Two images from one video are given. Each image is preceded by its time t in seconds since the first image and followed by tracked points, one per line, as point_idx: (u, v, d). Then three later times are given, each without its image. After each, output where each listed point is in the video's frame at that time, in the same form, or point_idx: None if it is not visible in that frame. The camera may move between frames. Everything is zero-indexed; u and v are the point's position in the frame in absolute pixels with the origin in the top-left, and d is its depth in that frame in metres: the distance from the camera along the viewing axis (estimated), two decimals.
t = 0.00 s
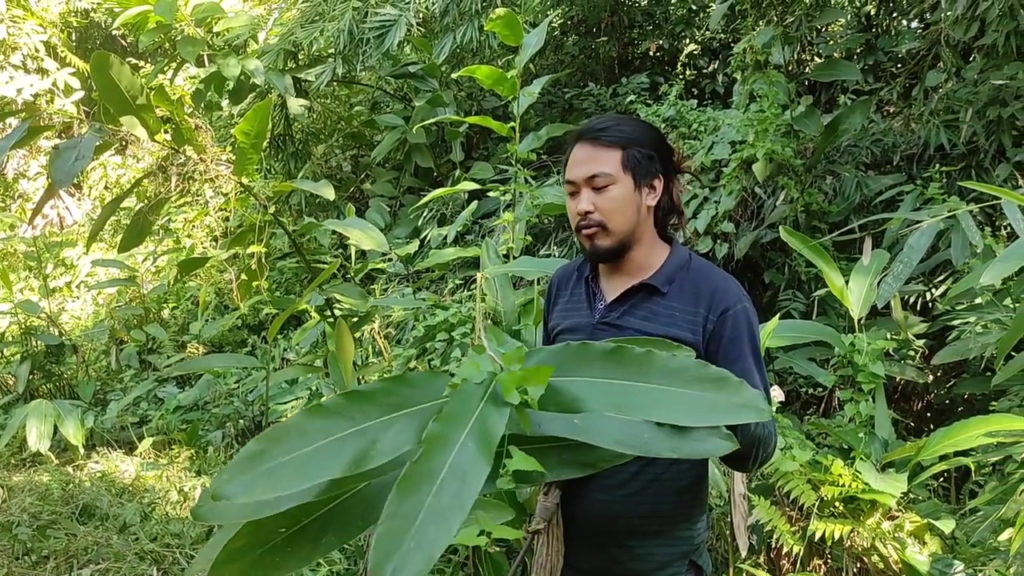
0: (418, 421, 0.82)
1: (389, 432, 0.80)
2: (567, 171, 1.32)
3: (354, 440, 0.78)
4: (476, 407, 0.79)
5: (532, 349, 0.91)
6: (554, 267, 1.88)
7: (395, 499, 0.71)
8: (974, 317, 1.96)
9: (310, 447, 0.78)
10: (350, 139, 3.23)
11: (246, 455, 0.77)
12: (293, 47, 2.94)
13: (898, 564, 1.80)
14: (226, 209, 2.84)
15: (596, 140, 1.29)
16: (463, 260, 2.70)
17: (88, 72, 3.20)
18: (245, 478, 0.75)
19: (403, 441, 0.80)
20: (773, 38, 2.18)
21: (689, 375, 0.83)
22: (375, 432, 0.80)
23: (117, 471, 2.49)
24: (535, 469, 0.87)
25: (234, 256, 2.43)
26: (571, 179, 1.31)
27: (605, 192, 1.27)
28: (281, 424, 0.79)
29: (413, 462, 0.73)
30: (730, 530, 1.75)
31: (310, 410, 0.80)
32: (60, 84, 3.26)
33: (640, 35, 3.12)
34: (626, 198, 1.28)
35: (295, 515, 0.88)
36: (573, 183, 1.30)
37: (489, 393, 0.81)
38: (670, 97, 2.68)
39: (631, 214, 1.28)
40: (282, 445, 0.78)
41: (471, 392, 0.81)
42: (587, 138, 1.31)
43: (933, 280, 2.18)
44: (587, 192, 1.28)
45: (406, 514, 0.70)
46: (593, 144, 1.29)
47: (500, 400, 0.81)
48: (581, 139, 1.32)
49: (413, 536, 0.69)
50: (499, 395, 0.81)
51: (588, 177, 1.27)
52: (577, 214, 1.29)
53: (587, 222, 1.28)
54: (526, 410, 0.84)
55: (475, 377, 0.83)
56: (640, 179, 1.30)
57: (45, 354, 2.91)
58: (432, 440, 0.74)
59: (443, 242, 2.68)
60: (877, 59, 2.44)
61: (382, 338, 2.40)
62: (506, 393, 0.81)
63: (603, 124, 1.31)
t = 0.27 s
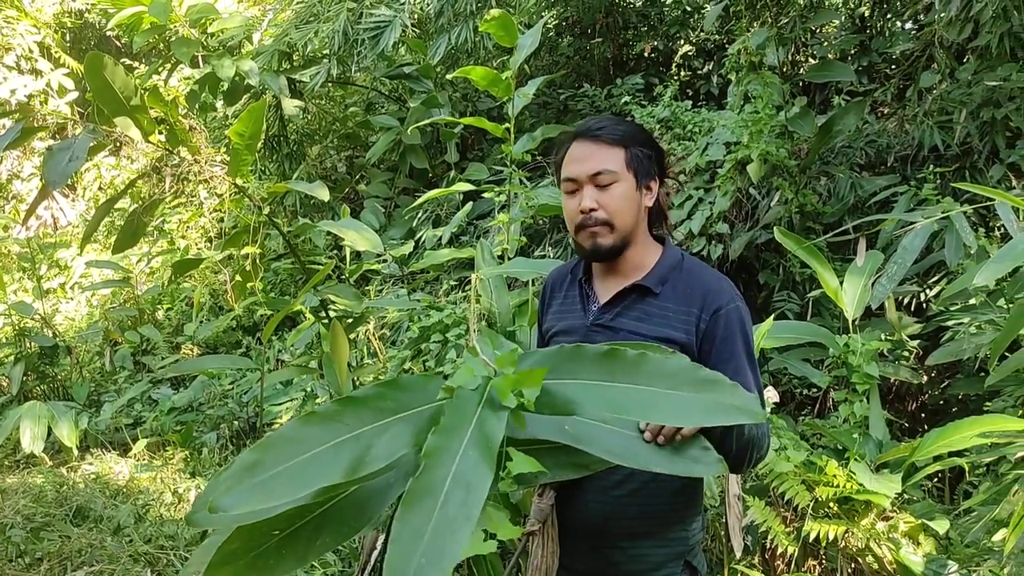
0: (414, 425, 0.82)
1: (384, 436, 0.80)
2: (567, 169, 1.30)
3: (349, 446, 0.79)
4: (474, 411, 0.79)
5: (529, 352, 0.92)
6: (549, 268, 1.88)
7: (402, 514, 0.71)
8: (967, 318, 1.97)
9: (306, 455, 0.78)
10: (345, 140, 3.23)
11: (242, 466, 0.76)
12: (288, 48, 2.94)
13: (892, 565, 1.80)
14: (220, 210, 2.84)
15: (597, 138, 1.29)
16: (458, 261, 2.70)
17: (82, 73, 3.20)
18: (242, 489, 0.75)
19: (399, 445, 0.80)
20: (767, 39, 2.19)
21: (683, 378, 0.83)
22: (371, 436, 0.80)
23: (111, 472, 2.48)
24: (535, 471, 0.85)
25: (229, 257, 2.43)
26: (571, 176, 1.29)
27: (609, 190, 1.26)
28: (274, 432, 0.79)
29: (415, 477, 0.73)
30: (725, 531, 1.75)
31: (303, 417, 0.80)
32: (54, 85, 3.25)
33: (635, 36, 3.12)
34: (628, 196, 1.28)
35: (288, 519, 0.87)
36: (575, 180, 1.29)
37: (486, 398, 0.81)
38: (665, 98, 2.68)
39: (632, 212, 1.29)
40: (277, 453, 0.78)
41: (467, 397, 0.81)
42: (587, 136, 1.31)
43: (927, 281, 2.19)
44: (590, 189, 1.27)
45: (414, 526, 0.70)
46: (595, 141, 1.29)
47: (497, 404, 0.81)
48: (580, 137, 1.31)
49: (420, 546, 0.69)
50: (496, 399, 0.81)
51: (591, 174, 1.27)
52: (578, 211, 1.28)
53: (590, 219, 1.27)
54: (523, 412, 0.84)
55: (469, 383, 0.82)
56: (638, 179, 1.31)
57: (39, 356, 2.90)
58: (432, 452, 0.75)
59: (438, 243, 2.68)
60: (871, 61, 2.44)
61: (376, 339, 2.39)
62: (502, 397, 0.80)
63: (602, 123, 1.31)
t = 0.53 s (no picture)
0: (401, 434, 0.82)
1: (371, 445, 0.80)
2: (580, 157, 1.30)
3: (336, 454, 0.78)
4: (461, 420, 0.79)
5: (516, 358, 0.91)
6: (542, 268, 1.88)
7: (384, 522, 0.71)
8: (960, 318, 1.97)
9: (292, 463, 0.77)
10: (339, 140, 3.23)
11: (226, 474, 0.76)
12: (281, 48, 2.93)
13: (886, 564, 1.81)
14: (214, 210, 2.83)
15: (615, 132, 1.30)
16: (452, 261, 2.70)
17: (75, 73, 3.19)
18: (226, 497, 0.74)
19: (386, 454, 0.80)
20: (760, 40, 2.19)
21: (672, 386, 0.83)
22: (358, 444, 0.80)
23: (104, 473, 2.47)
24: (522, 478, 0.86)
25: (222, 257, 2.42)
26: (586, 163, 1.29)
27: (624, 184, 1.28)
28: (260, 440, 0.79)
29: (399, 485, 0.73)
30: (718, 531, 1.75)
31: (291, 425, 0.79)
32: (47, 85, 3.24)
33: (629, 37, 3.12)
34: (639, 194, 1.30)
35: (277, 525, 0.88)
36: (590, 168, 1.29)
37: (473, 406, 0.81)
38: (659, 98, 2.69)
39: (640, 211, 1.31)
40: (263, 460, 0.77)
41: (454, 405, 0.81)
42: (603, 129, 1.32)
43: (920, 280, 2.19)
44: (604, 179, 1.28)
45: (397, 535, 0.70)
46: (613, 134, 1.30)
47: (484, 411, 0.80)
48: (595, 129, 1.32)
49: (402, 556, 0.69)
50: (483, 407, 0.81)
51: (609, 165, 1.28)
52: (589, 200, 1.28)
53: (601, 209, 1.27)
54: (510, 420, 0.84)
55: (457, 391, 0.82)
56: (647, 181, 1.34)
57: (31, 356, 2.90)
58: (416, 461, 0.74)
59: (432, 243, 2.68)
60: (865, 61, 2.45)
61: (370, 339, 2.39)
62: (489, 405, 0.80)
63: (618, 120, 1.33)
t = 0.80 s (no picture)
0: (388, 448, 0.82)
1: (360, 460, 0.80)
2: (582, 154, 1.30)
3: (325, 472, 0.78)
4: (447, 432, 0.79)
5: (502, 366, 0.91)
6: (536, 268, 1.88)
7: (368, 541, 0.70)
8: (953, 317, 1.98)
9: (282, 484, 0.77)
10: (333, 139, 3.22)
11: (216, 501, 0.75)
12: (275, 47, 2.93)
13: (879, 563, 1.81)
14: (207, 210, 2.83)
15: (617, 130, 1.30)
16: (446, 261, 2.70)
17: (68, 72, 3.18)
18: (216, 523, 0.74)
19: (375, 468, 0.80)
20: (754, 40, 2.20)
21: (660, 387, 0.82)
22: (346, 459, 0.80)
23: (97, 474, 2.46)
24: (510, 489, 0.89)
25: (215, 257, 2.42)
26: (588, 160, 1.29)
27: (626, 182, 1.28)
28: (247, 464, 0.78)
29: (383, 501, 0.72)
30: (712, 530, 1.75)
31: (277, 446, 0.79)
32: (39, 84, 3.23)
33: (623, 37, 3.13)
34: (640, 193, 1.31)
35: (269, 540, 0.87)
36: (592, 165, 1.29)
37: (460, 417, 0.81)
38: (653, 99, 2.69)
39: (641, 210, 1.31)
40: (252, 484, 0.77)
41: (440, 416, 0.81)
42: (605, 127, 1.32)
43: (914, 280, 2.20)
44: (607, 176, 1.28)
45: (381, 552, 0.69)
46: (615, 133, 1.30)
47: (471, 423, 0.81)
48: (597, 127, 1.32)
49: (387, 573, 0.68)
50: (470, 418, 0.81)
51: (612, 163, 1.28)
52: (592, 196, 1.28)
53: (604, 205, 1.27)
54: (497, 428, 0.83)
55: (443, 402, 0.82)
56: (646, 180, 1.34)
57: (24, 357, 2.89)
58: (400, 477, 0.73)
59: (426, 243, 2.68)
60: (858, 61, 2.45)
61: (364, 339, 2.39)
62: (476, 416, 0.81)
63: (619, 119, 1.33)
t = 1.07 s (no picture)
0: (386, 449, 0.82)
1: (359, 462, 0.80)
2: (579, 153, 1.30)
3: (323, 475, 0.78)
4: (446, 435, 0.79)
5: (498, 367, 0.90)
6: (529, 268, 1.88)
7: (376, 546, 0.70)
8: (944, 317, 1.99)
9: (280, 487, 0.77)
10: (326, 139, 3.22)
11: (213, 504, 0.75)
12: (267, 47, 2.92)
13: (871, 561, 1.82)
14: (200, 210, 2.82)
15: (614, 130, 1.31)
16: (439, 261, 2.70)
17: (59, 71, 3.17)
18: (215, 528, 0.74)
19: (374, 470, 0.80)
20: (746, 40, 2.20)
21: (658, 398, 0.82)
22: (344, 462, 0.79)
23: (89, 474, 2.45)
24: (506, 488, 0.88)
25: (207, 257, 2.41)
26: (585, 159, 1.29)
27: (624, 181, 1.28)
28: (244, 467, 0.78)
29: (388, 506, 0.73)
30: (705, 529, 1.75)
31: (275, 449, 0.79)
32: (31, 83, 3.21)
33: (616, 37, 3.13)
34: (636, 193, 1.31)
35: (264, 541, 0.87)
36: (590, 164, 1.29)
37: (457, 419, 0.81)
38: (646, 98, 2.69)
39: (637, 209, 1.31)
40: (250, 487, 0.77)
41: (438, 419, 0.80)
42: (601, 126, 1.32)
43: (905, 280, 2.20)
44: (605, 175, 1.28)
45: (387, 557, 0.70)
46: (611, 132, 1.30)
47: (468, 425, 0.81)
48: (594, 126, 1.32)
49: None
50: (468, 421, 0.81)
51: (609, 162, 1.28)
52: (589, 194, 1.27)
53: (601, 204, 1.27)
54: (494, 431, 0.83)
55: (441, 405, 0.82)
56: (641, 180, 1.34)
57: (15, 357, 2.87)
58: (404, 481, 0.74)
59: (419, 243, 2.68)
60: (850, 61, 2.46)
61: (357, 339, 2.39)
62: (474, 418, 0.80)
63: (615, 119, 1.33)
